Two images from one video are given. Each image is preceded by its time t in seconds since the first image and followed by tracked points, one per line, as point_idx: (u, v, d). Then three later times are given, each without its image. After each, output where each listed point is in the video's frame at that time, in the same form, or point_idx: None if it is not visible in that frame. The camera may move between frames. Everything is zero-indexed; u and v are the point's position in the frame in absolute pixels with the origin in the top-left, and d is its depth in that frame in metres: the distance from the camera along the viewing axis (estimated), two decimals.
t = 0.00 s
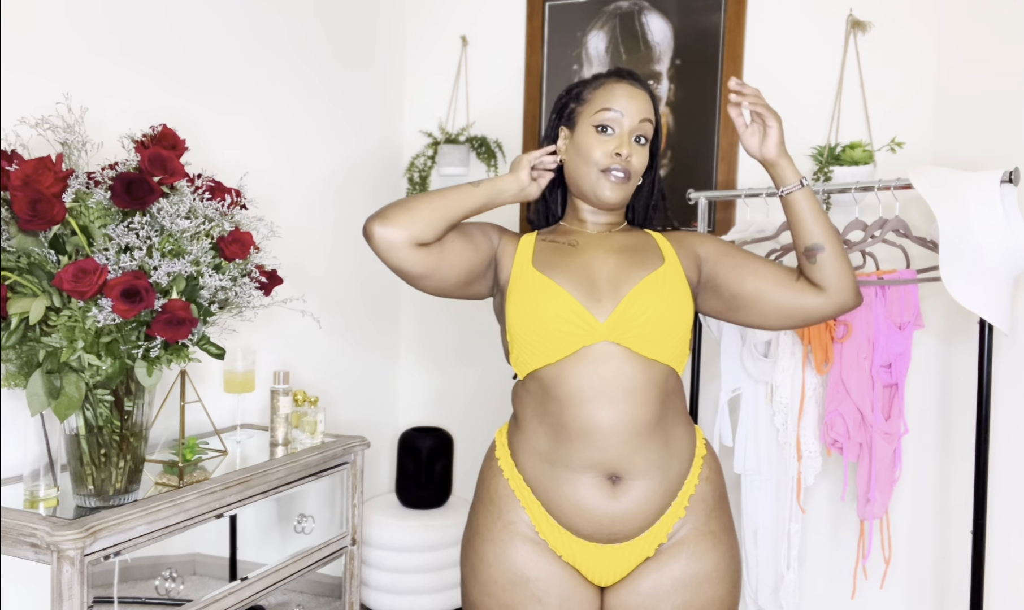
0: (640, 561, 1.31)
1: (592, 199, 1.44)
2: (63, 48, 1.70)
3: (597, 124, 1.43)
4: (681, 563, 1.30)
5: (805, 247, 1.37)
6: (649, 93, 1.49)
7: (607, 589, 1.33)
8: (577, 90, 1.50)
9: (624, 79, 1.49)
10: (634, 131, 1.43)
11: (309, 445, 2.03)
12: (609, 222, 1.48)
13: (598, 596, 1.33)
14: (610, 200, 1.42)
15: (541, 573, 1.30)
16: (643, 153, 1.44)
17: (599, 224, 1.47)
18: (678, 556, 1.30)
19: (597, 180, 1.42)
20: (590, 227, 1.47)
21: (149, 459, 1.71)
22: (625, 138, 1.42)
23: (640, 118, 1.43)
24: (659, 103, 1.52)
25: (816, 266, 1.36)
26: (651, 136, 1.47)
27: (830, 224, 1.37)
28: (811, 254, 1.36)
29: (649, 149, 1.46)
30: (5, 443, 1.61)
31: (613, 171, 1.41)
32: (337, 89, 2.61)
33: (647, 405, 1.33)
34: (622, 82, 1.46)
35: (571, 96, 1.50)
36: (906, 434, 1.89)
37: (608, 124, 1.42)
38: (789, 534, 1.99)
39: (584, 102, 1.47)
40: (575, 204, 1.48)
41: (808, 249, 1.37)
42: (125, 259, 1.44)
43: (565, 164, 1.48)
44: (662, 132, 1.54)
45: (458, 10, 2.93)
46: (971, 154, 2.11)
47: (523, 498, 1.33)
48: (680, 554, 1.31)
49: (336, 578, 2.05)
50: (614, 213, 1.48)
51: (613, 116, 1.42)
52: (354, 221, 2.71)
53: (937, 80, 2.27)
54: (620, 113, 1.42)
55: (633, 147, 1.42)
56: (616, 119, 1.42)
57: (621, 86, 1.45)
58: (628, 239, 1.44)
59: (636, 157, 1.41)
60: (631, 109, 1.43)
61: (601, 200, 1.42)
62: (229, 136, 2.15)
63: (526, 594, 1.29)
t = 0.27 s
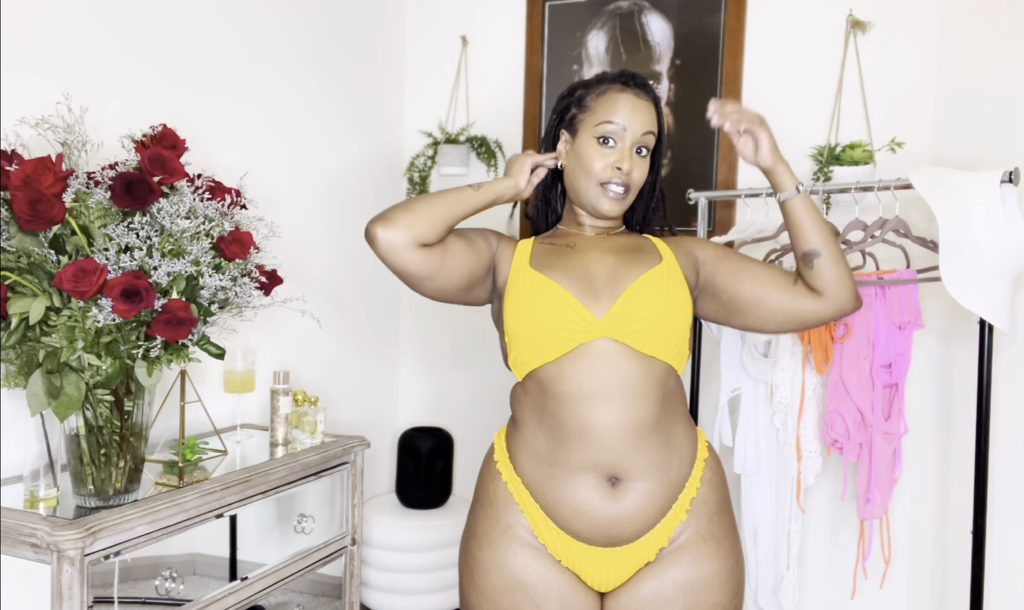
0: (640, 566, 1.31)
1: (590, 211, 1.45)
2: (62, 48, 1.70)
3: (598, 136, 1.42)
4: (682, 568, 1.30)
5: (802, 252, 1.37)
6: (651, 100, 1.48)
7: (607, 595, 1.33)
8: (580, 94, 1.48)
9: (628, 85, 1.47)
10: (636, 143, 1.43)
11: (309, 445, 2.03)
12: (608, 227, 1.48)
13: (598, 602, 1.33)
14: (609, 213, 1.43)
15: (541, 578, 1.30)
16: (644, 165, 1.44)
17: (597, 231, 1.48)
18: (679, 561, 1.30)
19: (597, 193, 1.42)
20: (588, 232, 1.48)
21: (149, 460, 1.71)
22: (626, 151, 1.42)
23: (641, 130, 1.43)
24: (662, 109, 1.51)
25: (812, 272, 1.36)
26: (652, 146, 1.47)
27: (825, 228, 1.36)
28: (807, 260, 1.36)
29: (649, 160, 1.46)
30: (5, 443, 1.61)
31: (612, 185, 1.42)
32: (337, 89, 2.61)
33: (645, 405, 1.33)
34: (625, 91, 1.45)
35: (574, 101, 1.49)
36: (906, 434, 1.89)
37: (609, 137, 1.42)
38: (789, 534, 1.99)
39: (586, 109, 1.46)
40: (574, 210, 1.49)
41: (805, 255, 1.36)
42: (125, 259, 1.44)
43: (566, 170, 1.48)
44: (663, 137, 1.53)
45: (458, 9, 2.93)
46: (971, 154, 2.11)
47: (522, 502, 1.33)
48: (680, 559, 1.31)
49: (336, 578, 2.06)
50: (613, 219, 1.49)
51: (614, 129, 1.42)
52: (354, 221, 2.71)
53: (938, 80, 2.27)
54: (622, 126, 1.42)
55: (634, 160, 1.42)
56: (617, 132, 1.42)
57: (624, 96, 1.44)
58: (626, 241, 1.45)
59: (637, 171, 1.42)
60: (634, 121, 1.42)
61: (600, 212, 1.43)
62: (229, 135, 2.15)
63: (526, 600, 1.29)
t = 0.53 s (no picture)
0: (641, 567, 1.31)
1: (590, 210, 1.45)
2: (62, 47, 1.70)
3: (598, 135, 1.42)
4: (683, 570, 1.30)
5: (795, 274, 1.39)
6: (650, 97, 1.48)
7: (607, 596, 1.33)
8: (579, 92, 1.48)
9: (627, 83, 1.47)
10: (636, 141, 1.43)
11: (309, 445, 2.03)
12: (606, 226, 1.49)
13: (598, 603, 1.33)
14: (608, 211, 1.43)
15: (540, 580, 1.30)
16: (643, 163, 1.44)
17: (595, 229, 1.48)
18: (679, 563, 1.30)
19: (596, 191, 1.42)
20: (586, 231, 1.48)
21: (149, 459, 1.71)
22: (626, 149, 1.42)
23: (641, 128, 1.43)
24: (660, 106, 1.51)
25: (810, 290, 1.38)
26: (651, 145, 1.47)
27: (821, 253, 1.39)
28: (801, 279, 1.38)
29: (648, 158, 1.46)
30: (5, 443, 1.61)
31: (612, 184, 1.42)
32: (336, 88, 2.61)
33: (644, 405, 1.33)
34: (624, 88, 1.45)
35: (573, 99, 1.49)
36: (906, 434, 1.89)
37: (609, 135, 1.42)
38: (789, 534, 1.99)
39: (585, 107, 1.46)
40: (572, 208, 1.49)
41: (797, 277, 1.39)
42: (125, 259, 1.44)
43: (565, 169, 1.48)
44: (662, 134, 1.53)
45: (458, 9, 2.93)
46: (971, 154, 2.11)
47: (521, 503, 1.33)
48: (681, 560, 1.30)
49: (336, 578, 2.05)
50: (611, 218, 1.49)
51: (614, 128, 1.42)
52: (353, 221, 2.71)
53: (937, 80, 2.27)
54: (622, 124, 1.42)
55: (634, 159, 1.42)
56: (617, 130, 1.42)
57: (624, 93, 1.44)
58: (624, 240, 1.45)
59: (637, 169, 1.42)
60: (634, 119, 1.42)
61: (599, 210, 1.44)
62: (228, 135, 2.15)
63: (525, 602, 1.29)
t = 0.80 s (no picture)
0: (638, 566, 1.31)
1: (585, 206, 1.45)
2: (62, 47, 1.70)
3: (597, 129, 1.42)
4: (682, 569, 1.30)
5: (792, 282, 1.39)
6: (651, 95, 1.48)
7: (604, 595, 1.33)
8: (582, 88, 1.49)
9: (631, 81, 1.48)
10: (634, 138, 1.43)
11: (309, 445, 2.03)
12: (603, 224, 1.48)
13: (595, 602, 1.33)
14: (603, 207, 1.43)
15: (536, 580, 1.30)
16: (641, 160, 1.44)
17: (592, 226, 1.48)
18: (677, 562, 1.30)
19: (591, 186, 1.43)
20: (583, 229, 1.48)
21: (149, 459, 1.71)
22: (623, 145, 1.42)
23: (640, 124, 1.43)
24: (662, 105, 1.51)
25: (807, 304, 1.38)
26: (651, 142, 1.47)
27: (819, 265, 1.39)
28: (797, 288, 1.38)
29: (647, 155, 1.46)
30: (5, 443, 1.61)
31: (608, 179, 1.42)
32: (337, 88, 2.61)
33: (641, 405, 1.32)
34: (625, 85, 1.45)
35: (575, 94, 1.49)
36: (906, 434, 1.89)
37: (607, 130, 1.42)
38: (789, 534, 1.99)
39: (587, 102, 1.46)
40: (570, 204, 1.49)
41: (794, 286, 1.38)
42: (125, 259, 1.44)
43: (563, 164, 1.48)
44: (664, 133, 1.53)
45: (458, 9, 2.93)
46: (971, 154, 2.11)
47: (518, 502, 1.34)
48: (680, 559, 1.30)
49: (336, 578, 2.05)
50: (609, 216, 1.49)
51: (613, 123, 1.42)
52: (353, 221, 2.71)
53: (937, 80, 2.27)
54: (621, 119, 1.42)
55: (631, 155, 1.42)
56: (616, 125, 1.42)
57: (624, 89, 1.44)
58: (623, 240, 1.44)
59: (633, 165, 1.42)
60: (633, 115, 1.42)
61: (594, 206, 1.44)
62: (229, 135, 2.15)
63: (523, 600, 1.30)
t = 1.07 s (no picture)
0: (637, 564, 1.31)
1: (583, 203, 1.45)
2: (62, 47, 1.69)
3: (592, 125, 1.42)
4: (681, 568, 1.30)
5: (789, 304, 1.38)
6: (649, 91, 1.48)
7: (603, 592, 1.34)
8: (580, 86, 1.49)
9: (628, 77, 1.48)
10: (630, 133, 1.42)
11: (309, 445, 2.03)
12: (605, 221, 1.47)
13: (594, 599, 1.34)
14: (600, 203, 1.43)
15: (535, 576, 1.31)
16: (638, 155, 1.43)
17: (593, 225, 1.47)
18: (676, 560, 1.30)
19: (588, 182, 1.43)
20: (583, 228, 1.47)
21: (149, 459, 1.71)
22: (619, 140, 1.41)
23: (635, 119, 1.42)
24: (661, 100, 1.50)
25: (802, 328, 1.38)
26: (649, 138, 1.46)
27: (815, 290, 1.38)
28: (793, 310, 1.38)
29: (645, 150, 1.45)
30: (5, 443, 1.61)
31: (604, 175, 1.42)
32: (337, 88, 2.61)
33: (640, 405, 1.32)
34: (621, 80, 1.45)
35: (573, 92, 1.50)
36: (905, 434, 1.89)
37: (602, 126, 1.42)
38: (789, 534, 1.99)
39: (583, 99, 1.47)
40: (569, 203, 1.49)
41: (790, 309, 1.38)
42: (125, 259, 1.44)
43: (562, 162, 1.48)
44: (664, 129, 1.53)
45: (458, 9, 2.93)
46: (971, 154, 2.11)
47: (518, 500, 1.34)
48: (680, 558, 1.30)
49: (336, 578, 2.05)
50: (610, 214, 1.48)
51: (608, 118, 1.42)
52: (353, 221, 2.71)
53: (937, 80, 2.27)
54: (616, 115, 1.42)
55: (627, 150, 1.42)
56: (611, 121, 1.42)
57: (620, 85, 1.44)
58: (624, 240, 1.44)
59: (629, 160, 1.41)
60: (628, 111, 1.42)
61: (590, 202, 1.43)
62: (229, 135, 2.15)
63: (523, 597, 1.30)
